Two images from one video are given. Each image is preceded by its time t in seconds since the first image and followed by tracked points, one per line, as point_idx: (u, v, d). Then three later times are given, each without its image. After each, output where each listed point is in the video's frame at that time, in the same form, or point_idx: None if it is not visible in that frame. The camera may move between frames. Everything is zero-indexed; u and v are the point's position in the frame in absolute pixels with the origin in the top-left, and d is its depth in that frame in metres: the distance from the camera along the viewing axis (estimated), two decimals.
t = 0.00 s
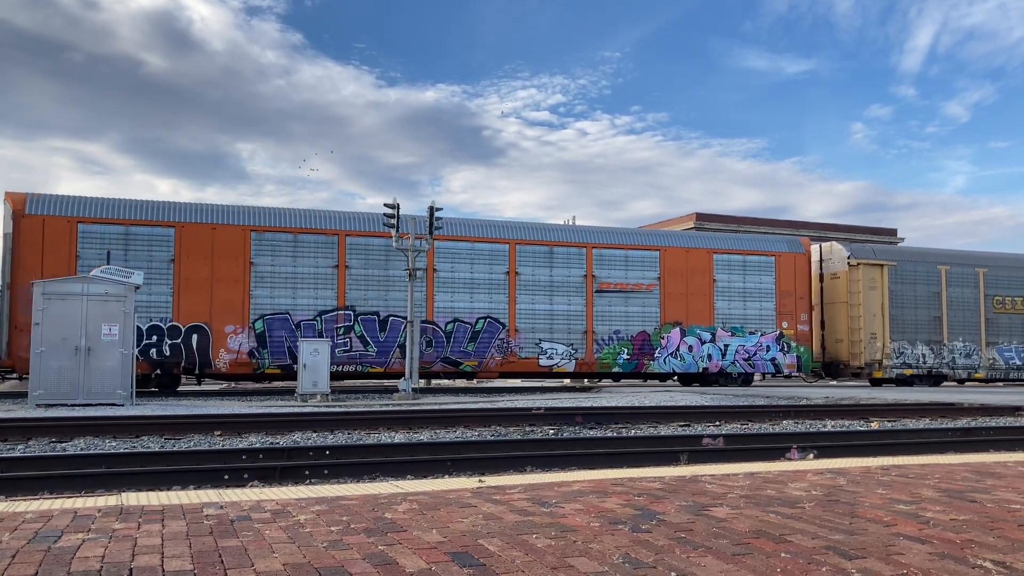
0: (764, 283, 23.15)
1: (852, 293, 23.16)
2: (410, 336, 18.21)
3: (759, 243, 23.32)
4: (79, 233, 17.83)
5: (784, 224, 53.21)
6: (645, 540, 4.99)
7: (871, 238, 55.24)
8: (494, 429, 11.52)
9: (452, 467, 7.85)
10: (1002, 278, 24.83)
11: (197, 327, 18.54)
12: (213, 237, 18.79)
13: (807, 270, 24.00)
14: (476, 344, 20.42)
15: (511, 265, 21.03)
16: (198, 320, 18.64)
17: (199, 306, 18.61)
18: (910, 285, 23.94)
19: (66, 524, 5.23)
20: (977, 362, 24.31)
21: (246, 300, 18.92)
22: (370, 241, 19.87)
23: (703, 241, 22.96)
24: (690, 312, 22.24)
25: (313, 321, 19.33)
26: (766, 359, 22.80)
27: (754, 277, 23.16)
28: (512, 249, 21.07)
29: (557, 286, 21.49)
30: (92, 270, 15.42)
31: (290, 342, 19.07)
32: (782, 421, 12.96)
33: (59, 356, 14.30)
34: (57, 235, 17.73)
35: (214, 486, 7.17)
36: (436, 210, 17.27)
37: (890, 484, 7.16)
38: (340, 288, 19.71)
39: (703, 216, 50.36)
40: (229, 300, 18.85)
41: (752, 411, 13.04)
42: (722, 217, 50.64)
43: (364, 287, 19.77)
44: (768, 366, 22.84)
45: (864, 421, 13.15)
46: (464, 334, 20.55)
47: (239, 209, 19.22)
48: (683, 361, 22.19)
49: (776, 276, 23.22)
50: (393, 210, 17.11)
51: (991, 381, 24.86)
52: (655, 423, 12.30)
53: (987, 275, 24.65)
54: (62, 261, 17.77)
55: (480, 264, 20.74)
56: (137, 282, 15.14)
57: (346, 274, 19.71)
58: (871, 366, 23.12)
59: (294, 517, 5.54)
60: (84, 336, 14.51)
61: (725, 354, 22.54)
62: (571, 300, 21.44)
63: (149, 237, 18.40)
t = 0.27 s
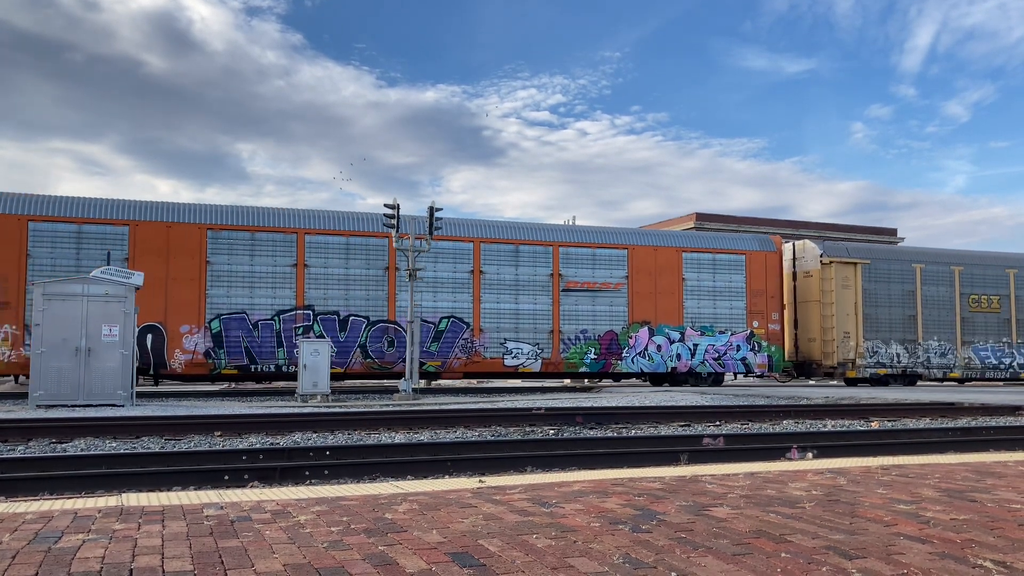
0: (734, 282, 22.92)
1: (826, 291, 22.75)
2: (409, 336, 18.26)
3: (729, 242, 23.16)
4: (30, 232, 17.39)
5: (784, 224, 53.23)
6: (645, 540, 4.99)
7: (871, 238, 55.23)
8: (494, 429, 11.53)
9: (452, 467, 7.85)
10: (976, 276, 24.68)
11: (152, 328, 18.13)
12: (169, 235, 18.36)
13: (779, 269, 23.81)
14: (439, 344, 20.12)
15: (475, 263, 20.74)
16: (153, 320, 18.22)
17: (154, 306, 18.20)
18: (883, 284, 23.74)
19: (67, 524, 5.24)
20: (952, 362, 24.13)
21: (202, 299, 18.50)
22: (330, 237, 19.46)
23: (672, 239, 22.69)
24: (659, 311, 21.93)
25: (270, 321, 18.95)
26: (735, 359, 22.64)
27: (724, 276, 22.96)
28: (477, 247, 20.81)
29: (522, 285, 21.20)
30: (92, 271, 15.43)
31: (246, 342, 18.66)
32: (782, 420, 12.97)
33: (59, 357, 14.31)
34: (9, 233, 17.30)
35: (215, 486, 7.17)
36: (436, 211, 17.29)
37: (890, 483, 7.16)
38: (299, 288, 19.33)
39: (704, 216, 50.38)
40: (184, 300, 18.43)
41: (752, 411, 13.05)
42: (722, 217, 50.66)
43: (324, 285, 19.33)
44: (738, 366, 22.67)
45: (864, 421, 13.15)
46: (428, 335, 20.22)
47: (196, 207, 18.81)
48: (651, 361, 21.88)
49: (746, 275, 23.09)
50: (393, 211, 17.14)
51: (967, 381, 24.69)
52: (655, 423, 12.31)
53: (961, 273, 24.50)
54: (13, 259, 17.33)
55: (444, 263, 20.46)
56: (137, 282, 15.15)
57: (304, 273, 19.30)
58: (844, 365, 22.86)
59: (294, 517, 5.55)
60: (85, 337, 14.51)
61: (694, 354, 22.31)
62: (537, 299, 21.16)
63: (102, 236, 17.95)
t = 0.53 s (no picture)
0: (704, 281, 22.65)
1: (797, 290, 22.76)
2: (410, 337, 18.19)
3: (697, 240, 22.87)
4: None
5: (784, 224, 53.21)
6: (645, 540, 4.99)
7: (871, 238, 55.20)
8: (495, 429, 11.54)
9: (452, 467, 7.84)
10: (952, 275, 24.42)
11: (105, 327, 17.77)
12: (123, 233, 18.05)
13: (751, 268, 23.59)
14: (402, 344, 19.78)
15: (439, 262, 20.43)
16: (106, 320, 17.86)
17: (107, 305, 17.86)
18: (857, 283, 23.54)
19: (66, 525, 5.24)
20: (927, 361, 23.92)
21: (158, 299, 18.18)
22: (288, 235, 19.12)
23: (642, 238, 22.39)
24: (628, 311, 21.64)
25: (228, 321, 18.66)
26: (705, 359, 22.33)
27: (693, 274, 22.70)
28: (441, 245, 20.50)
29: (487, 284, 20.92)
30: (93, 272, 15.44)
31: (202, 342, 18.34)
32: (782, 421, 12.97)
33: (59, 358, 14.31)
34: None
35: (215, 486, 7.17)
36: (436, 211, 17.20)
37: (891, 483, 7.16)
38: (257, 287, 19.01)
39: (704, 216, 50.41)
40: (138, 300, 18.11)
41: (753, 411, 13.05)
42: (722, 216, 50.66)
43: (282, 284, 19.01)
44: (708, 366, 22.40)
45: (864, 421, 13.15)
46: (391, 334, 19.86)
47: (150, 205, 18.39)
48: (619, 361, 21.61)
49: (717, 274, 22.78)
50: (393, 210, 17.05)
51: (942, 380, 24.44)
52: (655, 423, 12.31)
53: (937, 272, 24.26)
54: None
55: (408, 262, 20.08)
56: (138, 283, 15.15)
57: (262, 272, 18.99)
58: (817, 365, 22.79)
59: (294, 517, 5.55)
60: (85, 337, 14.51)
61: (662, 354, 22.01)
62: (501, 298, 20.85)
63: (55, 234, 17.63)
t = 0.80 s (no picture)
0: (673, 280, 22.20)
1: (769, 289, 22.42)
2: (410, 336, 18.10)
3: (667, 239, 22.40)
4: None
5: (785, 224, 53.19)
6: (645, 540, 4.99)
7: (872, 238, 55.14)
8: (495, 429, 11.54)
9: (452, 467, 7.85)
10: (926, 274, 24.01)
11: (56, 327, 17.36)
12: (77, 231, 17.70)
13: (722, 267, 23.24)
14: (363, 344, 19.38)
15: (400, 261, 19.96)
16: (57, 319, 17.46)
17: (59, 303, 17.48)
18: (830, 282, 23.17)
19: (67, 525, 5.24)
20: (902, 362, 23.53)
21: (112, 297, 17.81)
22: (286, 236, 19.00)
23: (611, 236, 21.94)
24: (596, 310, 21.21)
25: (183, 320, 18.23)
26: (674, 359, 21.87)
27: (662, 274, 22.25)
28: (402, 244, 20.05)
29: (451, 283, 20.49)
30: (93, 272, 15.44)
31: (158, 342, 17.90)
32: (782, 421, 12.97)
33: (60, 358, 14.31)
34: None
35: (215, 486, 7.18)
36: (437, 210, 17.14)
37: (891, 483, 7.16)
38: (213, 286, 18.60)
39: (704, 216, 50.40)
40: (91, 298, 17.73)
41: (753, 411, 13.05)
42: (722, 216, 50.63)
43: (239, 283, 18.60)
44: (677, 366, 21.93)
45: (864, 421, 13.15)
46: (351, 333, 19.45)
47: (109, 206, 17.98)
48: (586, 361, 21.15)
49: (686, 273, 22.37)
50: (394, 208, 16.99)
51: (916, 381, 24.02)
52: (656, 423, 12.32)
53: (911, 271, 23.84)
54: None
55: (367, 260, 19.58)
56: (138, 283, 15.16)
57: (219, 271, 18.59)
58: (788, 365, 22.41)
59: (294, 518, 5.55)
60: (84, 337, 14.51)
61: (630, 354, 21.54)
62: (466, 297, 20.44)
63: (6, 232, 17.29)
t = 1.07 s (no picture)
0: (641, 279, 21.68)
1: (739, 288, 21.80)
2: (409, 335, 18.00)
3: (639, 238, 21.86)
4: None
5: (784, 223, 53.20)
6: (644, 540, 4.99)
7: (872, 238, 55.14)
8: (495, 429, 11.54)
9: (452, 467, 7.85)
10: (902, 273, 23.58)
11: (4, 325, 16.96)
12: (27, 227, 17.32)
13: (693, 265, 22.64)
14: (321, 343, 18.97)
15: (360, 259, 19.47)
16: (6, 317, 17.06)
17: (9, 301, 17.10)
18: (801, 280, 22.72)
19: (67, 524, 5.24)
20: (875, 361, 23.14)
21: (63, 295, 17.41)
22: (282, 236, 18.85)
23: (580, 234, 21.46)
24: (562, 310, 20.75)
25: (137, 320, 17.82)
26: (642, 359, 21.38)
27: (631, 272, 21.74)
28: (363, 241, 19.54)
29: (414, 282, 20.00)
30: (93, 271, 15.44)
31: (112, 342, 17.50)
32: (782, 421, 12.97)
33: (60, 358, 14.31)
34: None
35: (215, 486, 7.18)
36: (436, 210, 17.10)
37: (891, 483, 7.16)
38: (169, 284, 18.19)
39: (704, 216, 50.42)
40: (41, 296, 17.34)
41: (753, 411, 13.05)
42: (722, 216, 50.63)
43: (195, 281, 18.23)
44: (645, 366, 21.44)
45: (864, 421, 13.16)
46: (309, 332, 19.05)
47: (57, 200, 17.60)
48: (552, 361, 20.67)
49: (655, 273, 21.81)
50: (393, 207, 16.95)
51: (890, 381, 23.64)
52: (656, 423, 12.32)
53: (886, 270, 23.37)
54: None
55: (327, 258, 19.19)
56: (138, 282, 15.15)
57: (174, 269, 18.18)
58: (758, 365, 22.01)
59: (294, 517, 5.55)
60: (84, 337, 14.51)
61: (598, 353, 21.05)
62: (429, 296, 19.96)
63: None
